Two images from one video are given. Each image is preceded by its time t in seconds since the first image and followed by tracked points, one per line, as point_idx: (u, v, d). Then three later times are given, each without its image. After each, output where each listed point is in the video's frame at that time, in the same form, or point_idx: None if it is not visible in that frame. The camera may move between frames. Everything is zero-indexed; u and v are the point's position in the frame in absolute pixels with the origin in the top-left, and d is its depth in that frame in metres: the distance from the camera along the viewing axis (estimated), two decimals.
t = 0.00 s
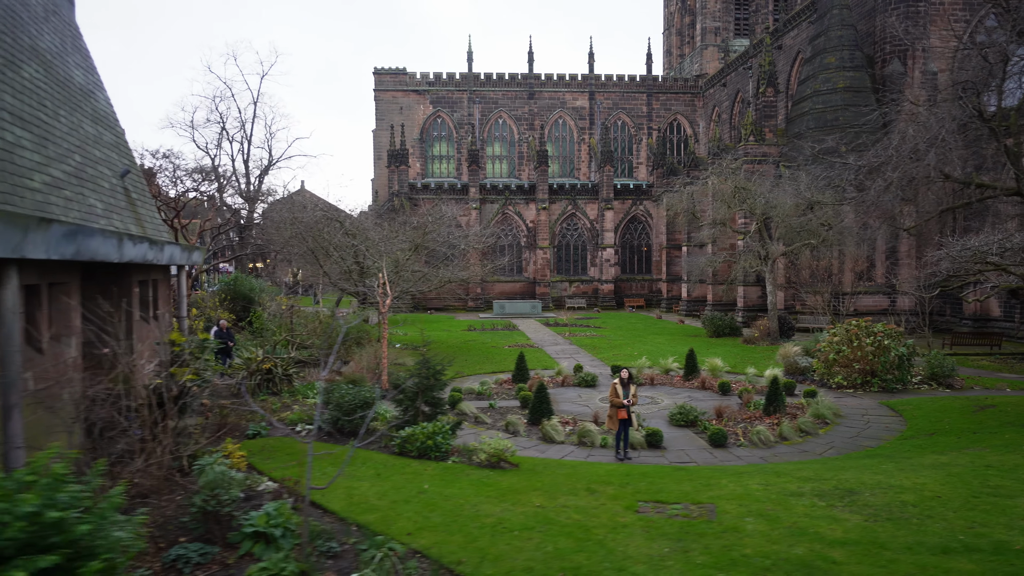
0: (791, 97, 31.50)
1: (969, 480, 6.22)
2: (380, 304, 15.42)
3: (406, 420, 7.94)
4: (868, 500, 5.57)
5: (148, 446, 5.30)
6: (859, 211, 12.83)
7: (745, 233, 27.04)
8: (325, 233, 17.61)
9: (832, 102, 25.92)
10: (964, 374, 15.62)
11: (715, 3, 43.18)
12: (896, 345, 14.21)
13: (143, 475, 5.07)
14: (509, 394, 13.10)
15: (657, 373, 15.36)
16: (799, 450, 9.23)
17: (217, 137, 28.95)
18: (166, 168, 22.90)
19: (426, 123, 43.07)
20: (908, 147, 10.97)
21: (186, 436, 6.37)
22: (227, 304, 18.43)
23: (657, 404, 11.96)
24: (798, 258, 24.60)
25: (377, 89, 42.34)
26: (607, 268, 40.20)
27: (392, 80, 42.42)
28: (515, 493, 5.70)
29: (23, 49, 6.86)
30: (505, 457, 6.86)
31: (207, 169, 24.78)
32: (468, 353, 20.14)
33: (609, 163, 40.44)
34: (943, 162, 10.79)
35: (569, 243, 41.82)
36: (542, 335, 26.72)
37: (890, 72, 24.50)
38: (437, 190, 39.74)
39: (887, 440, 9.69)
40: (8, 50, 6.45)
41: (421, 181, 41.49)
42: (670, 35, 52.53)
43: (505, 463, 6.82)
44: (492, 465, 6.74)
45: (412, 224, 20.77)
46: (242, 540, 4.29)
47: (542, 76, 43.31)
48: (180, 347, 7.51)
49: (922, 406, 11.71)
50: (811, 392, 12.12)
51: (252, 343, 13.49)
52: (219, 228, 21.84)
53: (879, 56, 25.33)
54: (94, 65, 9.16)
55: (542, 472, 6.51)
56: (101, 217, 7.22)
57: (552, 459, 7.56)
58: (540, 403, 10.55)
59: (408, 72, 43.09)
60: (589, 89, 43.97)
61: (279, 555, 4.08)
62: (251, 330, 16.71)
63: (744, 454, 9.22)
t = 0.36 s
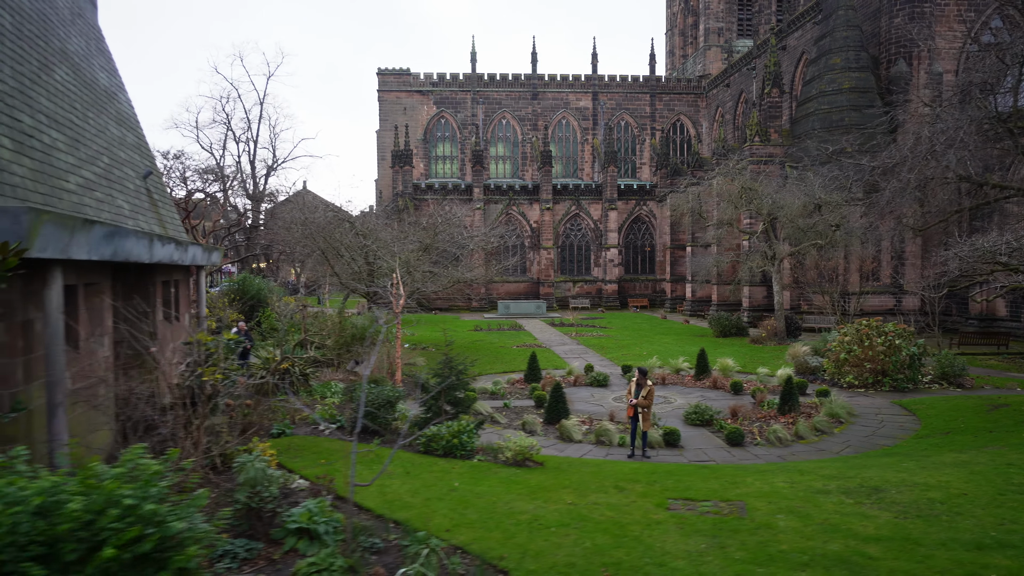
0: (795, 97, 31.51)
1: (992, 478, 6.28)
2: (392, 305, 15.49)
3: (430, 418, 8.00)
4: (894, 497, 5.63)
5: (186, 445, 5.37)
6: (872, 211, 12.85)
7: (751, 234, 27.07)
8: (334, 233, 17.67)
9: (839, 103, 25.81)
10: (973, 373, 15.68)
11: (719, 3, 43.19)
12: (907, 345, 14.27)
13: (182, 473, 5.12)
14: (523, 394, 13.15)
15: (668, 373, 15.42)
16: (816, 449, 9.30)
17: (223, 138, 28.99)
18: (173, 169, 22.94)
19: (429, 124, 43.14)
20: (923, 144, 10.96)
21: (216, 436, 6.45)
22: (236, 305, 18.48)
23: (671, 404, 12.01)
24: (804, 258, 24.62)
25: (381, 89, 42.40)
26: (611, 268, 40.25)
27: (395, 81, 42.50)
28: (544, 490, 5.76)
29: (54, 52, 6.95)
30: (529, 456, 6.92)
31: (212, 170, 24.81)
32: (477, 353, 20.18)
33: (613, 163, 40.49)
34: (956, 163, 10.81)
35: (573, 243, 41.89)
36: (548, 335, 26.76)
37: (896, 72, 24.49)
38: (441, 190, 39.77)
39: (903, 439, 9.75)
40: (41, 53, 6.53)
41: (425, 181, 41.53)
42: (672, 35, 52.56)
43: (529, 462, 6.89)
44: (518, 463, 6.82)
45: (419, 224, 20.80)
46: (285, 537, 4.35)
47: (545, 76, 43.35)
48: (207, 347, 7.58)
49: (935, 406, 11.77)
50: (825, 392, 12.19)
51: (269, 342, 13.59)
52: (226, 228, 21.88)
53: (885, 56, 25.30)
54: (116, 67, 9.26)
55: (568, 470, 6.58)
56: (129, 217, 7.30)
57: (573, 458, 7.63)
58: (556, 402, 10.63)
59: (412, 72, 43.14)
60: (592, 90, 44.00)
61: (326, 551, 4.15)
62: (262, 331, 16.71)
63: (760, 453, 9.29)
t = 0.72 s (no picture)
0: (802, 97, 31.49)
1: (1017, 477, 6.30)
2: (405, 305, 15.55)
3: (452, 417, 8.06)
4: (923, 496, 5.66)
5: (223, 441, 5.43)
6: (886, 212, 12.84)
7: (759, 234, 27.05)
8: (344, 233, 17.67)
9: (846, 103, 25.69)
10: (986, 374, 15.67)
11: (724, 4, 43.19)
12: (921, 345, 14.28)
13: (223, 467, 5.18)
14: (537, 393, 13.18)
15: (681, 373, 15.43)
16: (835, 449, 9.32)
17: (230, 139, 29.07)
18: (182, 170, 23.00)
19: (435, 124, 43.23)
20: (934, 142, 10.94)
21: (247, 435, 6.51)
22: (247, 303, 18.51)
23: (686, 403, 12.03)
24: (813, 259, 24.60)
25: (387, 90, 42.47)
26: (617, 268, 40.26)
27: (401, 81, 42.59)
28: (575, 488, 5.82)
29: (85, 54, 7.04)
30: (555, 454, 6.96)
31: (221, 170, 24.86)
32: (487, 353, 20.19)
33: (618, 164, 40.51)
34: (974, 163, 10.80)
35: (579, 243, 41.91)
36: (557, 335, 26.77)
37: (904, 72, 24.48)
38: (447, 190, 39.80)
39: (921, 438, 9.76)
40: (74, 55, 6.62)
41: (431, 181, 41.59)
42: (677, 36, 52.59)
43: (555, 460, 6.93)
44: (544, 462, 6.87)
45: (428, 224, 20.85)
46: (328, 533, 4.41)
47: (551, 76, 43.40)
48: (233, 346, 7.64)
49: (951, 406, 11.77)
50: (840, 392, 12.21)
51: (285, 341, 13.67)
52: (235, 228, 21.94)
53: (893, 56, 25.22)
54: (140, 69, 9.36)
55: (594, 469, 6.64)
56: (158, 217, 7.38)
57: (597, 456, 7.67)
58: (573, 402, 10.68)
59: (417, 73, 43.21)
60: (597, 90, 44.02)
61: (370, 546, 4.21)
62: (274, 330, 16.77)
63: (779, 452, 9.33)
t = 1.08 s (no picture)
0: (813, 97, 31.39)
1: None
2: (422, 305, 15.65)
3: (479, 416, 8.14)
4: (953, 495, 5.71)
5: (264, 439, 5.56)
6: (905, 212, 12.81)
7: (772, 234, 26.97)
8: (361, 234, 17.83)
9: (859, 103, 25.55)
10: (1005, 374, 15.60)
11: (734, 3, 43.06)
12: (940, 345, 14.23)
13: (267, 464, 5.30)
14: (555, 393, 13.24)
15: (698, 373, 15.45)
16: (858, 448, 9.34)
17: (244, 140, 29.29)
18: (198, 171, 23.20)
19: (445, 125, 43.36)
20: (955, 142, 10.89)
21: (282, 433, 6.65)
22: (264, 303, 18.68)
23: (705, 403, 12.06)
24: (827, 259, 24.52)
25: (398, 91, 42.63)
26: (627, 268, 40.24)
27: (412, 82, 42.74)
28: (606, 486, 5.90)
29: (122, 59, 7.19)
30: (582, 453, 7.03)
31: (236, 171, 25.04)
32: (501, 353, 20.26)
33: (629, 164, 40.48)
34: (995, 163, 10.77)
35: (589, 244, 41.90)
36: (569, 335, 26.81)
37: (918, 72, 24.37)
38: (458, 191, 39.88)
39: (943, 438, 9.77)
40: (113, 61, 6.77)
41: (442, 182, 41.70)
42: (687, 36, 52.50)
43: (583, 459, 7.00)
44: (572, 460, 6.94)
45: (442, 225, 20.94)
46: (373, 527, 4.49)
47: (561, 77, 43.43)
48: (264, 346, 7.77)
49: (972, 406, 11.74)
50: (859, 391, 12.21)
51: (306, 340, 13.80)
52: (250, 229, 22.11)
53: (907, 56, 25.11)
54: (169, 74, 9.52)
55: (623, 467, 6.72)
56: (190, 219, 7.53)
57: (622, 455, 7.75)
58: (593, 402, 10.74)
59: (428, 74, 43.34)
60: (607, 90, 44.01)
61: (417, 541, 4.30)
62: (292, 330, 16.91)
63: (801, 452, 9.36)
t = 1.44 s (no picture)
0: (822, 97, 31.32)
1: None
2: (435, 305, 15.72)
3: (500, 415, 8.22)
4: (979, 493, 5.75)
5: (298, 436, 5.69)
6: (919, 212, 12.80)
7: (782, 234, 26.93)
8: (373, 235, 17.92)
9: (868, 103, 25.48)
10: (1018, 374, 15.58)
11: (741, 3, 42.99)
12: (954, 345, 14.23)
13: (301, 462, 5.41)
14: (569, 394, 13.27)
15: (711, 373, 15.46)
16: (876, 448, 9.37)
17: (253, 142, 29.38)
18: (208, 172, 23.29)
19: (452, 126, 43.42)
20: (971, 142, 10.89)
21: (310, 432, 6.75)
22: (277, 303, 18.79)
23: (720, 403, 12.09)
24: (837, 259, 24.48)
25: (405, 92, 42.68)
26: (635, 269, 40.21)
27: (418, 83, 42.79)
28: (634, 485, 5.96)
29: (151, 64, 7.31)
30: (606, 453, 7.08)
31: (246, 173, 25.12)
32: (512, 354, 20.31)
33: (636, 164, 40.46)
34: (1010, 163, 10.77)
35: (596, 244, 41.87)
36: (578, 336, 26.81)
37: (927, 72, 24.32)
38: (465, 191, 39.89)
39: (960, 438, 9.80)
40: (144, 66, 6.88)
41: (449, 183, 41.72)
42: (693, 36, 52.42)
43: (606, 458, 7.06)
44: (596, 460, 7.01)
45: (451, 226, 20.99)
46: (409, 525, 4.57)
47: (568, 77, 43.43)
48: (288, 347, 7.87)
49: (988, 406, 11.75)
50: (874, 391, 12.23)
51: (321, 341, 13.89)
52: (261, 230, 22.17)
53: (916, 56, 25.06)
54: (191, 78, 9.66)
55: (647, 466, 6.80)
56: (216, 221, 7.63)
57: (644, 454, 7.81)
58: (610, 402, 10.79)
59: (434, 75, 43.39)
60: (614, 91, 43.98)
61: (456, 538, 4.37)
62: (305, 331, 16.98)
63: (819, 451, 9.40)
